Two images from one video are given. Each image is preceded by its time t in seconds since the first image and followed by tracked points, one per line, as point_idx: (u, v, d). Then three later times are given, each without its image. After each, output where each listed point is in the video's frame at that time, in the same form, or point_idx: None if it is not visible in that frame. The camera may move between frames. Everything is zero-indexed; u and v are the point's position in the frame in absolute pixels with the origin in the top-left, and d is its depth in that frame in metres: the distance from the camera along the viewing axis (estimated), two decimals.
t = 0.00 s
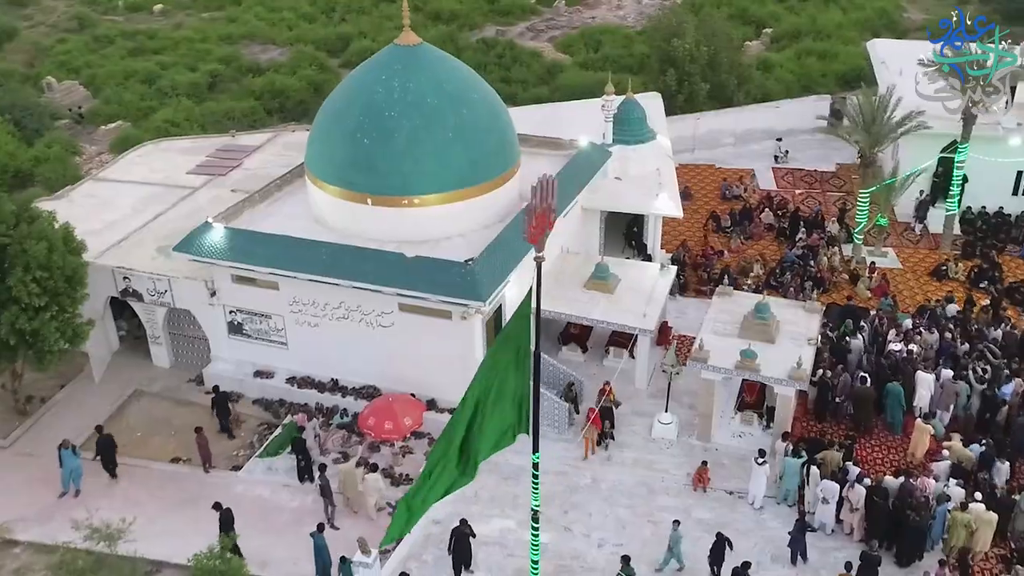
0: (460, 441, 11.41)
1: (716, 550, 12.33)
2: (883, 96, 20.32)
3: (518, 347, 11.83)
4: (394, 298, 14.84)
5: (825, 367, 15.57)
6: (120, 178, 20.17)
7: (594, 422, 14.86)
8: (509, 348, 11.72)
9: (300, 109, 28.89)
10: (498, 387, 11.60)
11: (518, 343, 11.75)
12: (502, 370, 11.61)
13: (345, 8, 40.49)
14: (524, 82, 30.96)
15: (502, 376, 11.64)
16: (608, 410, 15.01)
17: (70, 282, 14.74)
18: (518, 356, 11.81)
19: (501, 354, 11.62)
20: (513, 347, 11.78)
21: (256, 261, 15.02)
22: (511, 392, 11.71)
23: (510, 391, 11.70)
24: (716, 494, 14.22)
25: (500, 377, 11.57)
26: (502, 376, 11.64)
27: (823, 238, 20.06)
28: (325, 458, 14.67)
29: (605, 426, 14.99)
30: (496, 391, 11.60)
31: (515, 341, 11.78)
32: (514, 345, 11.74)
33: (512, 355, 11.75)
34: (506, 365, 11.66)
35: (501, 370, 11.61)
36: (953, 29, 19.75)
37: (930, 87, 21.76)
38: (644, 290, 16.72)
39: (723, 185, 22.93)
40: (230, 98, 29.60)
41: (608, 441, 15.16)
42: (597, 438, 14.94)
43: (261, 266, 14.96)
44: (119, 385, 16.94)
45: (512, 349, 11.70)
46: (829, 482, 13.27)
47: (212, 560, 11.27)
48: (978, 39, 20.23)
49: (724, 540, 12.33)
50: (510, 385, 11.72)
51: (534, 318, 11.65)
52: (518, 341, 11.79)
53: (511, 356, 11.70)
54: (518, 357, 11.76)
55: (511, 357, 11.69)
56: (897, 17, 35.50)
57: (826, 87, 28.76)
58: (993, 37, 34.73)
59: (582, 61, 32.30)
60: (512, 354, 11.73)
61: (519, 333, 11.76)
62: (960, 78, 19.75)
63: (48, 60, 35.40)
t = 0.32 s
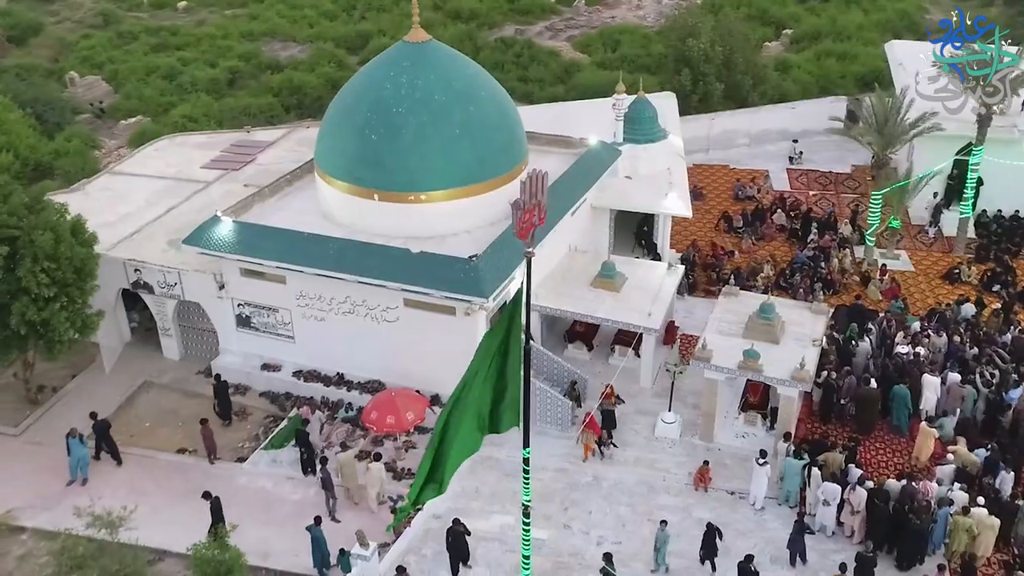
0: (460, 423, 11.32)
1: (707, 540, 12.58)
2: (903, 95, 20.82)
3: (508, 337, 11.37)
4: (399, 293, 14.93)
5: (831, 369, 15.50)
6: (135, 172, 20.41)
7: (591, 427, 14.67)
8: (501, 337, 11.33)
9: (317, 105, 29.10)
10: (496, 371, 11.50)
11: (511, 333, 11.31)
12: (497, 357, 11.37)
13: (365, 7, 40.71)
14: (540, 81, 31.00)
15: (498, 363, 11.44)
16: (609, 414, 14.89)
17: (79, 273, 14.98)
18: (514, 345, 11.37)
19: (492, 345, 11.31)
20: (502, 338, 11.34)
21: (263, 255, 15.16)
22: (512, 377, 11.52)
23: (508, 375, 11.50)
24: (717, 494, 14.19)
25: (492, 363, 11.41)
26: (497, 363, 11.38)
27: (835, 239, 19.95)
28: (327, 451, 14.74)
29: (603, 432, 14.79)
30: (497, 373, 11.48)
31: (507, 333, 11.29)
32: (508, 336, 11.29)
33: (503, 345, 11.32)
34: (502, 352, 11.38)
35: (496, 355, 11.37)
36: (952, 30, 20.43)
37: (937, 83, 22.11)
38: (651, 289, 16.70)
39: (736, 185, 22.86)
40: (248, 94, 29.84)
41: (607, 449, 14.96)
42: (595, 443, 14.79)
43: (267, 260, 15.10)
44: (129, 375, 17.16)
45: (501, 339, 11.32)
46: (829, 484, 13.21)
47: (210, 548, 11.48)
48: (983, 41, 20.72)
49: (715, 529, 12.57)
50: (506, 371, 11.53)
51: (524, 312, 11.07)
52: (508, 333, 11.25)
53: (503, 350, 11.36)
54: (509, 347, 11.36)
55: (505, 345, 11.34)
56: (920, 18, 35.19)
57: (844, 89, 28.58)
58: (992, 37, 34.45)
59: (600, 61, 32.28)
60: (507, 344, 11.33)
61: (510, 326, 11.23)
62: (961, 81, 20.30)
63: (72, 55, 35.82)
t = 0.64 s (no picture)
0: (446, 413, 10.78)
1: (699, 531, 12.72)
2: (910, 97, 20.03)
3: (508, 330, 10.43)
4: (404, 288, 15.00)
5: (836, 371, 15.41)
6: (150, 166, 20.65)
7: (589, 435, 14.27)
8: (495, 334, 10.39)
9: (334, 102, 29.28)
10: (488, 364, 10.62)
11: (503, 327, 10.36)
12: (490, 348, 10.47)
13: (386, 4, 40.94)
14: (557, 80, 31.02)
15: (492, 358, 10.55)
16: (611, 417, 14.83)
17: (88, 263, 15.33)
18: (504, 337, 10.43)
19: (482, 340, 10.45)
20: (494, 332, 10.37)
21: (270, 248, 15.29)
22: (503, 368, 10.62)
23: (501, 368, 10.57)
24: (718, 494, 14.15)
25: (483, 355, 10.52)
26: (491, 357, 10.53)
27: (847, 241, 19.82)
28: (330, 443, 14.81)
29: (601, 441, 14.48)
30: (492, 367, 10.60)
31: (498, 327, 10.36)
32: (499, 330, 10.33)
33: (495, 339, 10.41)
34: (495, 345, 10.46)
35: (490, 351, 10.51)
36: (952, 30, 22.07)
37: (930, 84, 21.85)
38: (657, 288, 16.68)
39: (749, 185, 22.76)
40: (266, 90, 30.06)
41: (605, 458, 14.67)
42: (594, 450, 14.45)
43: (274, 254, 15.23)
44: (139, 366, 17.36)
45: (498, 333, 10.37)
46: (831, 486, 13.13)
47: (208, 537, 11.63)
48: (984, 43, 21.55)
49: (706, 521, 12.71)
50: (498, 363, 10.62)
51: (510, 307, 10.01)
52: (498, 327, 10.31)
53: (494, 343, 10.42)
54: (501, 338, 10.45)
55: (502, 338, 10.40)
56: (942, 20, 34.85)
57: (862, 90, 28.40)
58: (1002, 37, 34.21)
59: (617, 60, 32.25)
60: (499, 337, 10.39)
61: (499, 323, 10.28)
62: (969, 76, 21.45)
63: (95, 50, 36.23)
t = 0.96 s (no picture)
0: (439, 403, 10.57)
1: (693, 520, 12.85)
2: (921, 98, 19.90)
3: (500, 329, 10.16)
4: (409, 284, 15.10)
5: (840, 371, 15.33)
6: (165, 161, 20.89)
7: (584, 444, 14.12)
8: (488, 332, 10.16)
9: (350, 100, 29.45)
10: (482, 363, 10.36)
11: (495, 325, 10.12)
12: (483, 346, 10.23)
13: (405, 3, 41.13)
14: (573, 80, 31.04)
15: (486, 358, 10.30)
16: (615, 418, 14.78)
17: (98, 255, 15.75)
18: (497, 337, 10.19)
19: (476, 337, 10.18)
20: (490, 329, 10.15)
21: (277, 242, 15.42)
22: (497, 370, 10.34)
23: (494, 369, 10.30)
24: (719, 494, 14.12)
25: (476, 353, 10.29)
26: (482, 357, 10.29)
27: (859, 242, 19.72)
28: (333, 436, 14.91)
29: (596, 455, 14.18)
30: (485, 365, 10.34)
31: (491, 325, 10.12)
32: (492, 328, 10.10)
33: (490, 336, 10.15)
34: (488, 343, 10.24)
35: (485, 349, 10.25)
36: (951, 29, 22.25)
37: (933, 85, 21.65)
38: (664, 286, 16.67)
39: (762, 186, 22.67)
40: (284, 87, 30.27)
41: (597, 475, 14.31)
42: (587, 463, 14.21)
43: (281, 248, 15.36)
44: (149, 358, 17.57)
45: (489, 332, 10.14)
46: (832, 488, 13.06)
47: (206, 526, 11.79)
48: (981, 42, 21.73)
49: (700, 511, 12.85)
50: (492, 365, 10.35)
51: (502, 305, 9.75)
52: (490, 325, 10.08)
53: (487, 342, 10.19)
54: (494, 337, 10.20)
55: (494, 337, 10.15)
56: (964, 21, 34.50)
57: (879, 91, 28.20)
58: None
59: (634, 60, 32.20)
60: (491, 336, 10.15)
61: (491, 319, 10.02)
62: (970, 75, 21.77)
63: (118, 47, 36.63)
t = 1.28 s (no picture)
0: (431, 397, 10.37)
1: (686, 509, 12.98)
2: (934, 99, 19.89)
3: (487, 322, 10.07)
4: (414, 279, 15.21)
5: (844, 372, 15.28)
6: (179, 156, 21.12)
7: (578, 453, 14.01)
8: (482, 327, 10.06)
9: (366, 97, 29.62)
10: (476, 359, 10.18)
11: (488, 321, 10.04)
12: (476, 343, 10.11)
13: (424, 3, 41.29)
14: (588, 79, 31.06)
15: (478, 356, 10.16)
16: (615, 420, 14.79)
17: (108, 248, 15.99)
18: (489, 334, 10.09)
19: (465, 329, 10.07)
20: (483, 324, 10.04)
21: (284, 237, 15.58)
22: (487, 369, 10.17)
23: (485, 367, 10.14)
24: (719, 492, 14.13)
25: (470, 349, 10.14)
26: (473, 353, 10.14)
27: (869, 244, 19.65)
28: (338, 430, 14.96)
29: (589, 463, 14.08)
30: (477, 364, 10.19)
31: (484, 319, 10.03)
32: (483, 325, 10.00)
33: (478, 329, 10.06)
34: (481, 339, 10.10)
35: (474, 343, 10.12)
36: (951, 30, 21.60)
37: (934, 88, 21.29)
38: (669, 286, 16.69)
39: (773, 187, 22.60)
40: (300, 84, 30.48)
41: (593, 482, 14.19)
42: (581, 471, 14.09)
43: (288, 243, 15.51)
44: (159, 350, 17.78)
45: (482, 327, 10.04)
46: (832, 489, 13.04)
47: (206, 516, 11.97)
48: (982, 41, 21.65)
49: (693, 500, 12.99)
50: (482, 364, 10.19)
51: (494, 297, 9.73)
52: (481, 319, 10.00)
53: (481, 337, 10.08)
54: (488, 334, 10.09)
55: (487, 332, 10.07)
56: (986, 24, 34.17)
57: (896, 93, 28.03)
58: None
59: (650, 59, 32.18)
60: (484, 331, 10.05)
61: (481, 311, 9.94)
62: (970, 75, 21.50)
63: (138, 43, 36.96)
